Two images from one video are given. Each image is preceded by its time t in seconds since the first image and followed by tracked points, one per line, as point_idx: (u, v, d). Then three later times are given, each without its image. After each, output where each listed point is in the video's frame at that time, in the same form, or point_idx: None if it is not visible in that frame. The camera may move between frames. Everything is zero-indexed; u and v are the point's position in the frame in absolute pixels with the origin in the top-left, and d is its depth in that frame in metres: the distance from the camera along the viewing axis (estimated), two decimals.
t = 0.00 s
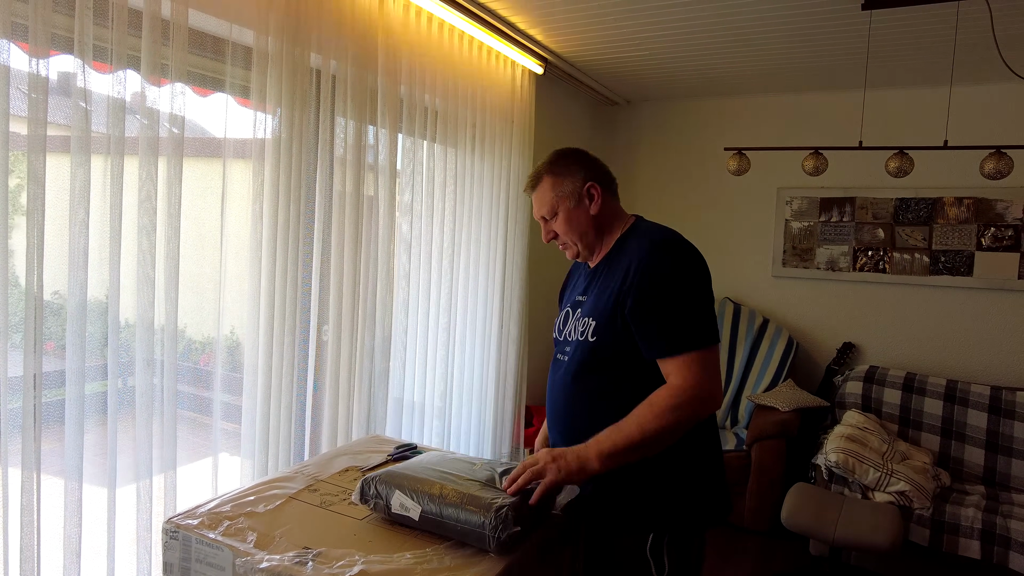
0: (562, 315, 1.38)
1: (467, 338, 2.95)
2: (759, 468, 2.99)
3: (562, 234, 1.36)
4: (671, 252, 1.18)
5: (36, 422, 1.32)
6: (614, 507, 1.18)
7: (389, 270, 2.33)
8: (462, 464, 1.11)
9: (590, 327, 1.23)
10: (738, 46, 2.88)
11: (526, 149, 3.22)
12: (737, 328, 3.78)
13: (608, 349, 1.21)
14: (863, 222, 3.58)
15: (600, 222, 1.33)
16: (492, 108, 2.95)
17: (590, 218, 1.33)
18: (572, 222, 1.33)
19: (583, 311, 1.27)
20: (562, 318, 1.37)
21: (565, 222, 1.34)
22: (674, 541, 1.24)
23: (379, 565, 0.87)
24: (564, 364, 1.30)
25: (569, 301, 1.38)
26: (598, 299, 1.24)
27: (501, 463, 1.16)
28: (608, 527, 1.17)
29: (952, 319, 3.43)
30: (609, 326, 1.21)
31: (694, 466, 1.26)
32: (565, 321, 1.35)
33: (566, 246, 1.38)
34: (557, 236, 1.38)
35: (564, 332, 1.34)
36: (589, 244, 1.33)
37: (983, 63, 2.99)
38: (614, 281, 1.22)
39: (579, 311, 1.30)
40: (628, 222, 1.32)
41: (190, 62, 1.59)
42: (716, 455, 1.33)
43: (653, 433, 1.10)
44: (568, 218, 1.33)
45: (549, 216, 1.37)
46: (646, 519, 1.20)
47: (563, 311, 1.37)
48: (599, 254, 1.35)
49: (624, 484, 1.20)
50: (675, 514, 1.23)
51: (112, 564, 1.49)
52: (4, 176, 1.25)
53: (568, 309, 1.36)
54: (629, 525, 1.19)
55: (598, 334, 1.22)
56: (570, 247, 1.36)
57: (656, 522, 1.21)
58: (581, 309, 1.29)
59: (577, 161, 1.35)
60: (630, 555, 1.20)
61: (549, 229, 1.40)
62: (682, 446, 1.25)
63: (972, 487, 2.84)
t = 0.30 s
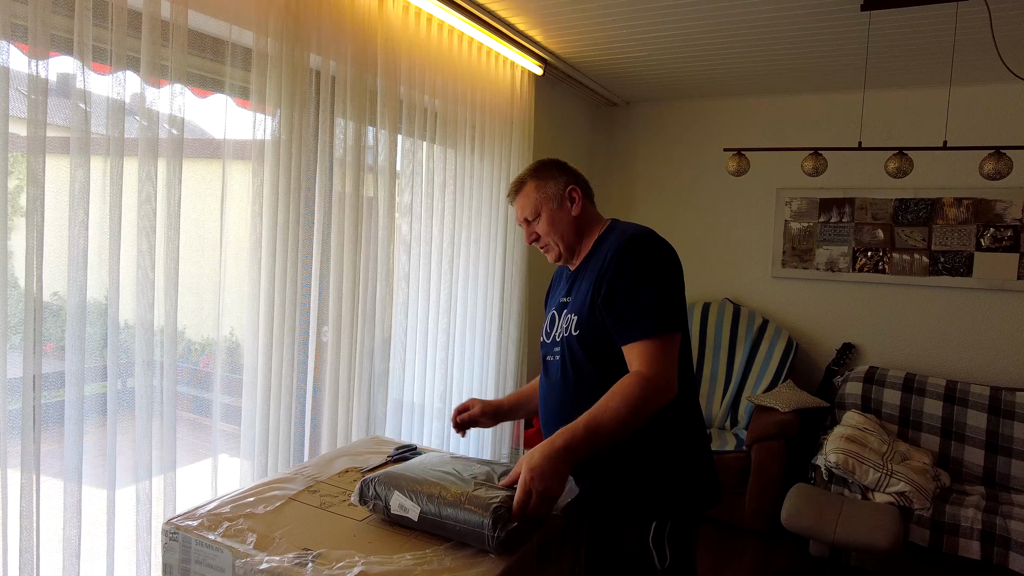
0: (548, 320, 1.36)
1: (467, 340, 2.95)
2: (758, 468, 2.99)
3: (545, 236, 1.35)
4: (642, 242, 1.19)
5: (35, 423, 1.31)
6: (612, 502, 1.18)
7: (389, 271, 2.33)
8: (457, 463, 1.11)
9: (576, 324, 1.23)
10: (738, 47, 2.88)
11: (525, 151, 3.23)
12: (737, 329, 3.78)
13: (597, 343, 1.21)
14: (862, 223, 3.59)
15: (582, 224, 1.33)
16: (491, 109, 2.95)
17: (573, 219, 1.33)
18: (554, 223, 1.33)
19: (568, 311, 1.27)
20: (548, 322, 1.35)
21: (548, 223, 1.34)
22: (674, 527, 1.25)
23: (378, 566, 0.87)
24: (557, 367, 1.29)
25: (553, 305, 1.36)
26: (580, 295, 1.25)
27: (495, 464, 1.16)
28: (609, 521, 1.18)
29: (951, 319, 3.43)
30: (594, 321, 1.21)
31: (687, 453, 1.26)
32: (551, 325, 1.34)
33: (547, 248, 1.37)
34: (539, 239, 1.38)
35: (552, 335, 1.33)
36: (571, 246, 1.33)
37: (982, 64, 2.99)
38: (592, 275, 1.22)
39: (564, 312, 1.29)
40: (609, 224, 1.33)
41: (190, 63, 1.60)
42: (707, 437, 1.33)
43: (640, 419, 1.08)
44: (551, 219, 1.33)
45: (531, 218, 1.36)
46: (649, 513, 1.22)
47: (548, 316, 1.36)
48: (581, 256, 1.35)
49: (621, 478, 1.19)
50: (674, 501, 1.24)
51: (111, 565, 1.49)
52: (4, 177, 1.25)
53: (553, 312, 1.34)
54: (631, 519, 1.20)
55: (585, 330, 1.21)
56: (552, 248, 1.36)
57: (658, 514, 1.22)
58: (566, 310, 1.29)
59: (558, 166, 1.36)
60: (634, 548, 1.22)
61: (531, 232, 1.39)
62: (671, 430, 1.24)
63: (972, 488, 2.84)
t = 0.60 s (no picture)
0: (543, 318, 1.34)
1: (468, 340, 2.95)
2: (758, 469, 2.98)
3: (553, 230, 1.32)
4: (652, 247, 1.21)
5: (35, 425, 1.31)
6: (613, 501, 1.19)
7: (388, 272, 2.33)
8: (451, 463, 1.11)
9: (584, 322, 1.23)
10: (737, 47, 2.88)
11: (525, 151, 3.23)
12: (736, 329, 3.78)
13: (604, 343, 1.22)
14: (862, 224, 3.59)
15: (590, 222, 1.32)
16: (491, 110, 2.95)
17: (582, 218, 1.32)
18: (566, 217, 1.31)
19: (573, 309, 1.27)
20: (543, 320, 1.34)
21: (559, 217, 1.31)
22: (670, 526, 1.26)
23: (378, 568, 0.86)
24: (558, 365, 1.28)
25: (550, 302, 1.35)
26: (586, 293, 1.25)
27: (491, 464, 1.15)
28: (609, 520, 1.18)
29: (951, 320, 3.43)
30: (604, 320, 1.21)
31: (680, 452, 1.29)
32: (548, 322, 1.32)
33: (551, 243, 1.34)
34: (545, 232, 1.34)
35: (550, 334, 1.31)
36: (578, 242, 1.31)
37: (982, 65, 3.00)
38: (602, 276, 1.23)
39: (568, 310, 1.28)
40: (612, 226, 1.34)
41: (190, 65, 1.60)
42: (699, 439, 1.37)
43: (634, 426, 1.10)
44: (562, 213, 1.31)
45: (541, 210, 1.33)
46: (645, 507, 1.21)
47: (545, 313, 1.34)
48: (583, 254, 1.33)
49: (618, 478, 1.23)
50: (670, 499, 1.26)
51: (111, 567, 1.49)
52: (4, 178, 1.25)
53: (551, 310, 1.33)
54: (627, 514, 1.19)
55: (593, 329, 1.22)
56: (556, 243, 1.32)
57: (654, 508, 1.23)
58: (570, 309, 1.28)
59: (570, 164, 1.36)
60: (636, 549, 1.19)
61: (536, 225, 1.35)
62: (667, 427, 1.28)
63: (972, 489, 2.84)
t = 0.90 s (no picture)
0: (547, 318, 1.33)
1: (468, 342, 2.95)
2: (758, 470, 2.99)
3: (576, 230, 1.26)
4: (668, 260, 1.21)
5: (35, 426, 1.31)
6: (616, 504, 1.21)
7: (388, 274, 2.33)
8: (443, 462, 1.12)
9: (595, 329, 1.22)
10: (737, 48, 2.88)
11: (525, 153, 3.23)
12: (736, 330, 3.79)
13: (614, 352, 1.22)
14: (861, 225, 3.59)
15: (609, 224, 1.29)
16: (492, 112, 2.96)
17: (603, 221, 1.28)
18: (591, 219, 1.25)
19: (583, 315, 1.26)
20: (549, 321, 1.33)
21: (585, 218, 1.25)
22: (675, 529, 1.27)
23: (378, 570, 0.86)
24: (564, 369, 1.27)
25: (554, 302, 1.34)
26: (598, 301, 1.24)
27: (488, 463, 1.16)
28: (613, 523, 1.18)
29: (951, 321, 3.44)
30: (616, 331, 1.21)
31: (677, 455, 1.32)
32: (555, 323, 1.31)
33: (568, 243, 1.28)
34: (565, 231, 1.27)
35: (555, 336, 1.31)
36: (598, 245, 1.28)
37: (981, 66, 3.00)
38: (617, 286, 1.22)
39: (577, 315, 1.27)
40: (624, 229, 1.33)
41: (190, 66, 1.60)
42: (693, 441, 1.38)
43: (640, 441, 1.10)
44: (588, 214, 1.25)
45: (565, 208, 1.25)
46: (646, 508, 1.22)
47: (550, 313, 1.33)
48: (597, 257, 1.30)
49: (615, 482, 1.23)
50: (670, 502, 1.27)
51: (111, 568, 1.49)
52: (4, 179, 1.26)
53: (557, 311, 1.32)
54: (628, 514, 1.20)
55: (604, 338, 1.21)
56: (575, 244, 1.27)
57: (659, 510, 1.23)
58: (578, 314, 1.27)
59: (593, 160, 1.29)
60: (638, 547, 1.20)
61: (556, 222, 1.27)
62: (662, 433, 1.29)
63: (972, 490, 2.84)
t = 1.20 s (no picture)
0: (559, 317, 1.34)
1: (468, 342, 2.95)
2: (758, 471, 2.99)
3: (596, 230, 1.24)
4: (688, 272, 1.19)
5: (34, 428, 1.31)
6: (616, 508, 1.20)
7: (388, 275, 2.33)
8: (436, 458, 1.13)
9: (606, 337, 1.22)
10: (736, 50, 2.88)
11: (524, 153, 3.23)
12: (736, 331, 3.78)
13: (624, 361, 1.21)
14: (861, 226, 3.59)
15: (630, 226, 1.27)
16: (491, 113, 2.96)
17: (626, 222, 1.26)
18: (613, 220, 1.24)
19: (596, 320, 1.25)
20: (560, 321, 1.33)
21: (606, 219, 1.23)
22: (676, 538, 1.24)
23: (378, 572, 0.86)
24: (572, 372, 1.27)
25: (567, 302, 1.34)
26: (612, 307, 1.24)
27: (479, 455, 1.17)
28: (614, 524, 1.18)
29: (950, 322, 3.44)
30: (629, 340, 1.20)
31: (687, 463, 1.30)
32: (567, 324, 1.32)
33: (587, 242, 1.26)
34: (585, 230, 1.25)
35: (566, 338, 1.31)
36: (617, 247, 1.26)
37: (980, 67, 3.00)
38: (634, 295, 1.21)
39: (590, 320, 1.27)
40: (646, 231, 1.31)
41: (189, 67, 1.60)
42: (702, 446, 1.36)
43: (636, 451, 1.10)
44: (610, 215, 1.23)
45: (587, 207, 1.24)
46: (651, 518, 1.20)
47: (562, 313, 1.33)
48: (616, 258, 1.29)
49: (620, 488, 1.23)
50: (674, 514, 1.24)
51: (111, 569, 1.49)
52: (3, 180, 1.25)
53: (570, 312, 1.32)
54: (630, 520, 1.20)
55: (615, 346, 1.21)
56: (594, 244, 1.26)
57: (662, 521, 1.21)
58: (591, 318, 1.27)
59: (619, 158, 1.26)
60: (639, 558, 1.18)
61: (577, 220, 1.25)
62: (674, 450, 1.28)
63: (972, 492, 2.83)
